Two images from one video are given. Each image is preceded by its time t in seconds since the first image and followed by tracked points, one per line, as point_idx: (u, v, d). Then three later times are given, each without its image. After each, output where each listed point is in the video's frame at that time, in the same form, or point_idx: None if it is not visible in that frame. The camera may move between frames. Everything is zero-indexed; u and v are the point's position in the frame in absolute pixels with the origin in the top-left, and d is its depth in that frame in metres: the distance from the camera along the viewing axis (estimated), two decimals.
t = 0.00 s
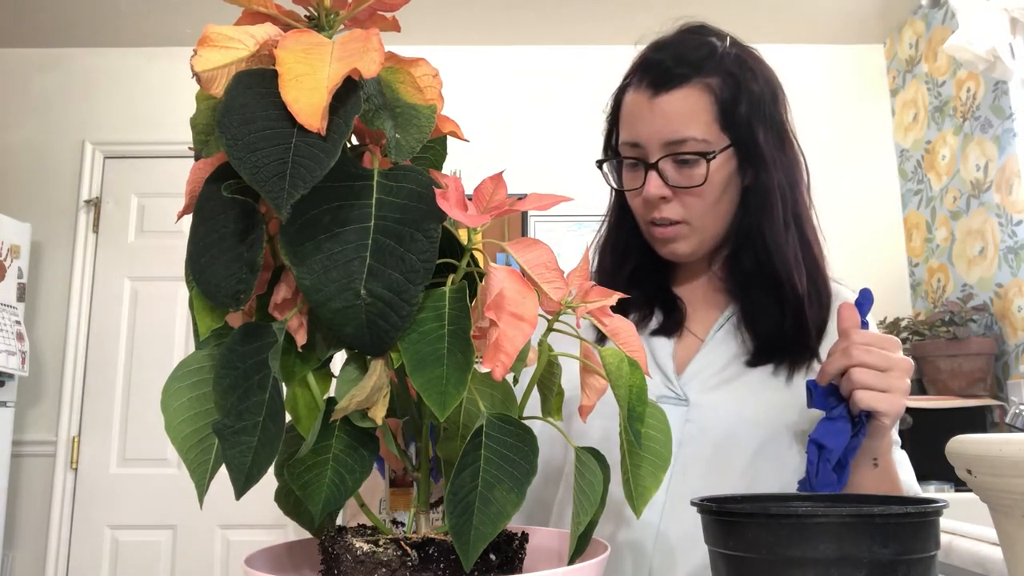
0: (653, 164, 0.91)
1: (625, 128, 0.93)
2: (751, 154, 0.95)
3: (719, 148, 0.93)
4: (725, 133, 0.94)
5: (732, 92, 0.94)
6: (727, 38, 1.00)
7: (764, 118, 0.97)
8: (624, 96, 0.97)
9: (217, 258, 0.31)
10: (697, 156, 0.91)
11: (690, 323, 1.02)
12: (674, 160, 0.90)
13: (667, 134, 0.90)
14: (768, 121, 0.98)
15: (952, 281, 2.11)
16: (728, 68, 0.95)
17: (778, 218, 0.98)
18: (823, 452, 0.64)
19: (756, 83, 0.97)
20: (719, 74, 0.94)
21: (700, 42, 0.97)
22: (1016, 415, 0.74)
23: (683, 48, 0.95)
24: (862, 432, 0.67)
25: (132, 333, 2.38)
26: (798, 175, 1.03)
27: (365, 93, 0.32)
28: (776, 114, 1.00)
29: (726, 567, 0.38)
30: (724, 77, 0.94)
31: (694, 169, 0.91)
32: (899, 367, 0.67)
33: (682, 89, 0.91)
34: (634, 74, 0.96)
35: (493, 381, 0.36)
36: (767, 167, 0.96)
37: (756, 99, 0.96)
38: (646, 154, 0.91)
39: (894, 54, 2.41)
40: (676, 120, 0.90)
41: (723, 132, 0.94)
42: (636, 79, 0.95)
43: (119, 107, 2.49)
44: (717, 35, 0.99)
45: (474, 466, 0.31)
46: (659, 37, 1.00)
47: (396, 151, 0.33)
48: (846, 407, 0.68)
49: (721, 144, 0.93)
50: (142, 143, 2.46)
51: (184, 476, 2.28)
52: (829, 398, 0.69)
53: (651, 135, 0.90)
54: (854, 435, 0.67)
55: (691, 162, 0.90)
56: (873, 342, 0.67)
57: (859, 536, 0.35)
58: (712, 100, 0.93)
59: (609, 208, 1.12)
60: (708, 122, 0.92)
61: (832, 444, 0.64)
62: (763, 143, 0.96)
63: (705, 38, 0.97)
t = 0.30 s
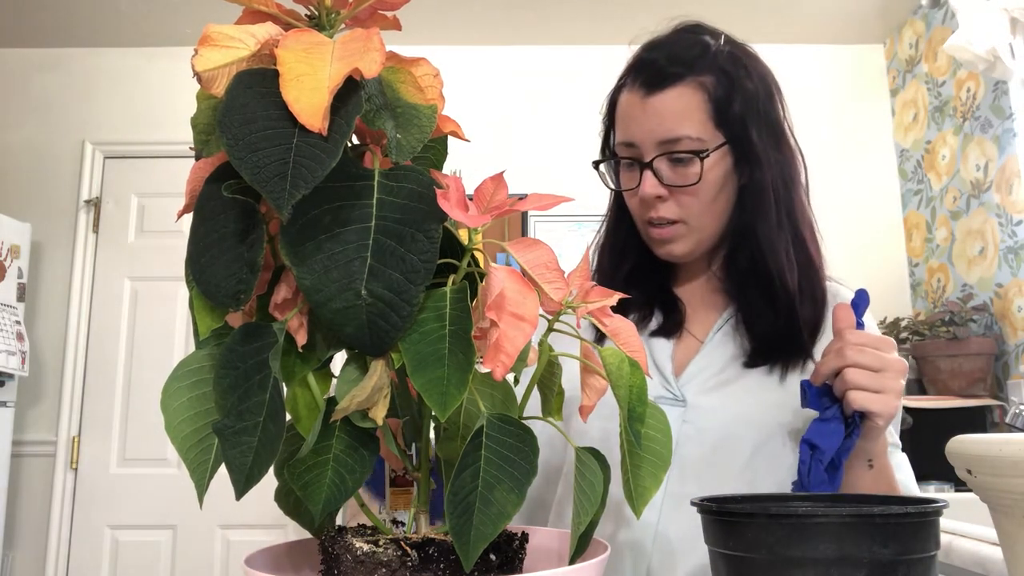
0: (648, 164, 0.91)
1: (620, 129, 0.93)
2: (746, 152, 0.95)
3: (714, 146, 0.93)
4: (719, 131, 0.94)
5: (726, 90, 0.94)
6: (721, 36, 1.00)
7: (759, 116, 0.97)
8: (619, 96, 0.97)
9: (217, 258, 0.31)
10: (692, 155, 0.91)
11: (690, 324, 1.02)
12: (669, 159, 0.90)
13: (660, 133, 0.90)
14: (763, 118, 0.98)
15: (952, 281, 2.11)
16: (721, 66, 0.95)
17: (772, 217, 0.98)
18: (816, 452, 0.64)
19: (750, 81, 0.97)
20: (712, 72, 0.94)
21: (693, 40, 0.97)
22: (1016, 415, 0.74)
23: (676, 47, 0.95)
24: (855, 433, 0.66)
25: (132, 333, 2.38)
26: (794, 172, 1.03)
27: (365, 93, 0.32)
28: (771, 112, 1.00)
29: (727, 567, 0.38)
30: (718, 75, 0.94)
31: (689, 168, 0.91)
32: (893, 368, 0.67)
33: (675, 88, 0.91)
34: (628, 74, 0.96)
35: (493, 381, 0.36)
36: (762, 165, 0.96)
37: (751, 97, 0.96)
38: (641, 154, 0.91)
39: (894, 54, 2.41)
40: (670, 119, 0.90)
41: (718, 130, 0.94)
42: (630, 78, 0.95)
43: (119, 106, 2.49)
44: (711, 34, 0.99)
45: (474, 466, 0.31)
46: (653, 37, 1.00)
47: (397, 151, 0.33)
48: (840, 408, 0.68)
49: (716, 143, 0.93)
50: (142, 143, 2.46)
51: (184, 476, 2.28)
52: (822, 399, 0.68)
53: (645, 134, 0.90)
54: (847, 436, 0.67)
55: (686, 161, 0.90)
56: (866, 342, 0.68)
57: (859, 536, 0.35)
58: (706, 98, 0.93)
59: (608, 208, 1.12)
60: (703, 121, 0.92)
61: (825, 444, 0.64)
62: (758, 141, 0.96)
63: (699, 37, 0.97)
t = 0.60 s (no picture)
0: (649, 162, 0.91)
1: (621, 128, 0.93)
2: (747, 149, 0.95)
3: (715, 144, 0.93)
4: (719, 129, 0.93)
5: (725, 87, 0.94)
6: (721, 34, 1.00)
7: (759, 112, 0.96)
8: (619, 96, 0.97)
9: (217, 258, 0.31)
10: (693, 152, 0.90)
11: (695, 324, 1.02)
12: (669, 157, 0.90)
13: (660, 131, 0.90)
14: (763, 115, 0.98)
15: (952, 281, 2.11)
16: (720, 63, 0.95)
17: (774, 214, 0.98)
18: (833, 455, 0.63)
19: (749, 78, 0.97)
20: (711, 69, 0.94)
21: (691, 38, 0.97)
22: (1016, 415, 0.74)
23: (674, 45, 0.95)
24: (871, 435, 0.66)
25: (132, 333, 2.38)
26: (796, 169, 1.02)
27: (365, 93, 0.32)
28: (772, 108, 1.00)
29: (726, 567, 0.38)
30: (717, 72, 0.94)
31: (690, 166, 0.90)
32: (908, 370, 0.67)
33: (674, 85, 0.91)
34: (627, 73, 0.97)
35: (494, 380, 0.36)
36: (763, 162, 0.96)
37: (750, 94, 0.96)
38: (642, 153, 0.92)
39: (894, 54, 2.41)
40: (670, 117, 0.90)
41: (718, 127, 0.93)
42: (629, 77, 0.96)
43: (119, 106, 2.49)
44: (710, 32, 1.00)
45: (474, 467, 0.31)
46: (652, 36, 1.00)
47: (396, 151, 0.33)
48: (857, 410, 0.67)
49: (716, 140, 0.93)
50: (142, 143, 2.46)
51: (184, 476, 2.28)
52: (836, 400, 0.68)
53: (645, 133, 0.90)
54: (863, 437, 0.67)
55: (687, 158, 0.90)
56: (882, 343, 0.68)
57: (860, 536, 0.35)
58: (705, 96, 0.93)
59: (612, 208, 1.12)
60: (703, 118, 0.92)
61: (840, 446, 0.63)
62: (759, 138, 0.96)
63: (697, 35, 0.97)
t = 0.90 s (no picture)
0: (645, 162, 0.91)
1: (617, 128, 0.93)
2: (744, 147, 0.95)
3: (711, 142, 0.92)
4: (715, 126, 0.93)
5: (720, 85, 0.94)
6: (716, 32, 1.00)
7: (755, 109, 0.96)
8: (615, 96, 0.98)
9: (216, 259, 0.31)
10: (690, 151, 0.91)
11: (696, 325, 1.02)
12: (665, 156, 0.90)
13: (655, 130, 0.90)
14: (760, 112, 0.98)
15: (952, 281, 2.11)
16: (714, 61, 0.95)
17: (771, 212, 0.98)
18: (841, 460, 0.62)
19: (745, 75, 0.97)
20: (704, 68, 0.94)
21: (685, 37, 0.97)
22: (1016, 415, 0.74)
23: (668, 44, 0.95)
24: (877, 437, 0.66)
25: (132, 333, 2.38)
26: (794, 166, 1.02)
27: (364, 93, 0.32)
28: (769, 105, 0.99)
29: (727, 567, 0.38)
30: (711, 70, 0.95)
31: (687, 164, 0.90)
32: (915, 372, 0.67)
33: (669, 84, 0.92)
34: (622, 74, 0.97)
35: (493, 381, 0.36)
36: (760, 159, 0.96)
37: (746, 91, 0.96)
38: (638, 152, 0.92)
39: (894, 54, 2.41)
40: (666, 116, 0.90)
41: (714, 126, 0.93)
42: (624, 78, 0.96)
43: (119, 106, 2.49)
44: (705, 30, 1.00)
45: (473, 466, 0.31)
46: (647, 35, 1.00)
47: (396, 151, 0.33)
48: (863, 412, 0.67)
49: (713, 138, 0.93)
50: (142, 143, 2.46)
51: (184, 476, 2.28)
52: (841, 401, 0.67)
53: (641, 132, 0.90)
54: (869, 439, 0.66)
55: (683, 157, 0.90)
56: (889, 346, 0.67)
57: (859, 535, 0.35)
58: (700, 94, 0.93)
59: (613, 210, 1.12)
60: (698, 116, 0.92)
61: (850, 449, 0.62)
62: (756, 135, 0.96)
63: (692, 34, 0.97)
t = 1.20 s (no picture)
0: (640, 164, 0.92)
1: (612, 131, 0.94)
2: (740, 147, 0.95)
3: (706, 142, 0.92)
4: (709, 126, 0.93)
5: (713, 86, 0.94)
6: (709, 33, 1.00)
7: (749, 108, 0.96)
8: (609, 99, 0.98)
9: (217, 258, 0.31)
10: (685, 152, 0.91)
11: (694, 325, 1.02)
12: (660, 157, 0.90)
13: (650, 131, 0.90)
14: (754, 112, 0.98)
15: (952, 281, 2.11)
16: (707, 61, 0.95)
17: (768, 210, 0.97)
18: (832, 457, 0.61)
19: (739, 75, 0.97)
20: (697, 68, 0.94)
21: (678, 38, 0.98)
22: (1016, 415, 0.74)
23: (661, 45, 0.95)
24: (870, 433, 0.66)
25: (132, 333, 2.38)
26: (790, 164, 1.01)
27: (367, 92, 0.32)
28: (763, 104, 0.99)
29: (727, 566, 0.38)
30: (704, 70, 0.95)
31: (682, 166, 0.90)
32: (907, 367, 0.67)
33: (662, 86, 0.92)
34: (617, 76, 0.97)
35: (494, 381, 0.36)
36: (754, 157, 0.95)
37: (740, 91, 0.96)
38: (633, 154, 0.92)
39: (894, 54, 2.42)
40: (660, 117, 0.90)
41: (709, 125, 0.93)
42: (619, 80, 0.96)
43: (120, 106, 2.49)
44: (699, 31, 1.00)
45: (474, 467, 0.31)
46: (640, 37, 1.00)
47: (397, 151, 0.33)
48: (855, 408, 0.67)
49: (707, 139, 0.93)
50: (142, 143, 2.46)
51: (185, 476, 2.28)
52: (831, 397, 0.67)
53: (636, 134, 0.90)
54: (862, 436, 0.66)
55: (678, 158, 0.90)
56: (879, 341, 0.68)
57: (859, 536, 0.35)
58: (693, 95, 0.93)
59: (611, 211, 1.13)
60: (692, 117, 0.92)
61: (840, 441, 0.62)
62: (751, 135, 0.96)
63: (684, 35, 0.98)
